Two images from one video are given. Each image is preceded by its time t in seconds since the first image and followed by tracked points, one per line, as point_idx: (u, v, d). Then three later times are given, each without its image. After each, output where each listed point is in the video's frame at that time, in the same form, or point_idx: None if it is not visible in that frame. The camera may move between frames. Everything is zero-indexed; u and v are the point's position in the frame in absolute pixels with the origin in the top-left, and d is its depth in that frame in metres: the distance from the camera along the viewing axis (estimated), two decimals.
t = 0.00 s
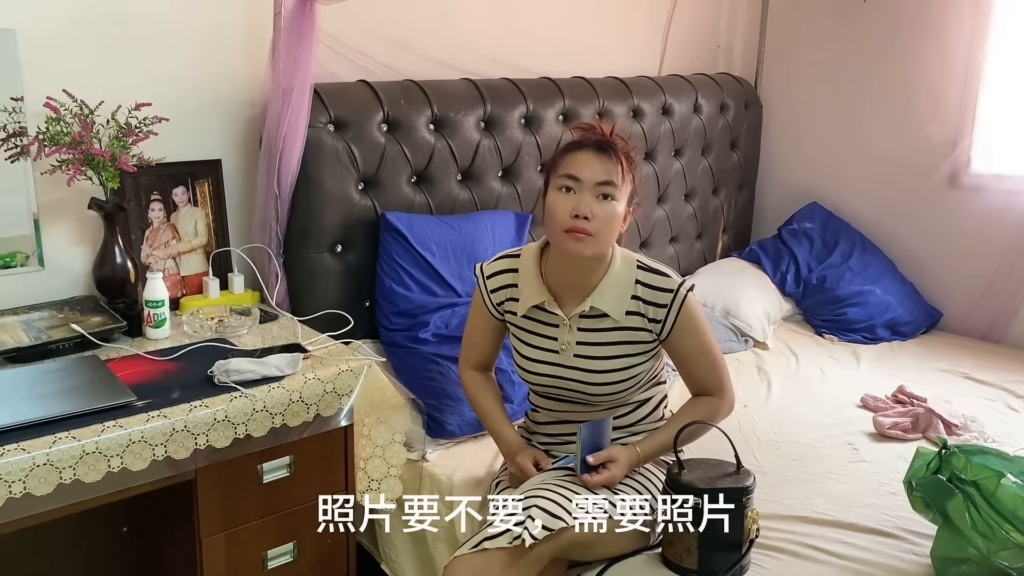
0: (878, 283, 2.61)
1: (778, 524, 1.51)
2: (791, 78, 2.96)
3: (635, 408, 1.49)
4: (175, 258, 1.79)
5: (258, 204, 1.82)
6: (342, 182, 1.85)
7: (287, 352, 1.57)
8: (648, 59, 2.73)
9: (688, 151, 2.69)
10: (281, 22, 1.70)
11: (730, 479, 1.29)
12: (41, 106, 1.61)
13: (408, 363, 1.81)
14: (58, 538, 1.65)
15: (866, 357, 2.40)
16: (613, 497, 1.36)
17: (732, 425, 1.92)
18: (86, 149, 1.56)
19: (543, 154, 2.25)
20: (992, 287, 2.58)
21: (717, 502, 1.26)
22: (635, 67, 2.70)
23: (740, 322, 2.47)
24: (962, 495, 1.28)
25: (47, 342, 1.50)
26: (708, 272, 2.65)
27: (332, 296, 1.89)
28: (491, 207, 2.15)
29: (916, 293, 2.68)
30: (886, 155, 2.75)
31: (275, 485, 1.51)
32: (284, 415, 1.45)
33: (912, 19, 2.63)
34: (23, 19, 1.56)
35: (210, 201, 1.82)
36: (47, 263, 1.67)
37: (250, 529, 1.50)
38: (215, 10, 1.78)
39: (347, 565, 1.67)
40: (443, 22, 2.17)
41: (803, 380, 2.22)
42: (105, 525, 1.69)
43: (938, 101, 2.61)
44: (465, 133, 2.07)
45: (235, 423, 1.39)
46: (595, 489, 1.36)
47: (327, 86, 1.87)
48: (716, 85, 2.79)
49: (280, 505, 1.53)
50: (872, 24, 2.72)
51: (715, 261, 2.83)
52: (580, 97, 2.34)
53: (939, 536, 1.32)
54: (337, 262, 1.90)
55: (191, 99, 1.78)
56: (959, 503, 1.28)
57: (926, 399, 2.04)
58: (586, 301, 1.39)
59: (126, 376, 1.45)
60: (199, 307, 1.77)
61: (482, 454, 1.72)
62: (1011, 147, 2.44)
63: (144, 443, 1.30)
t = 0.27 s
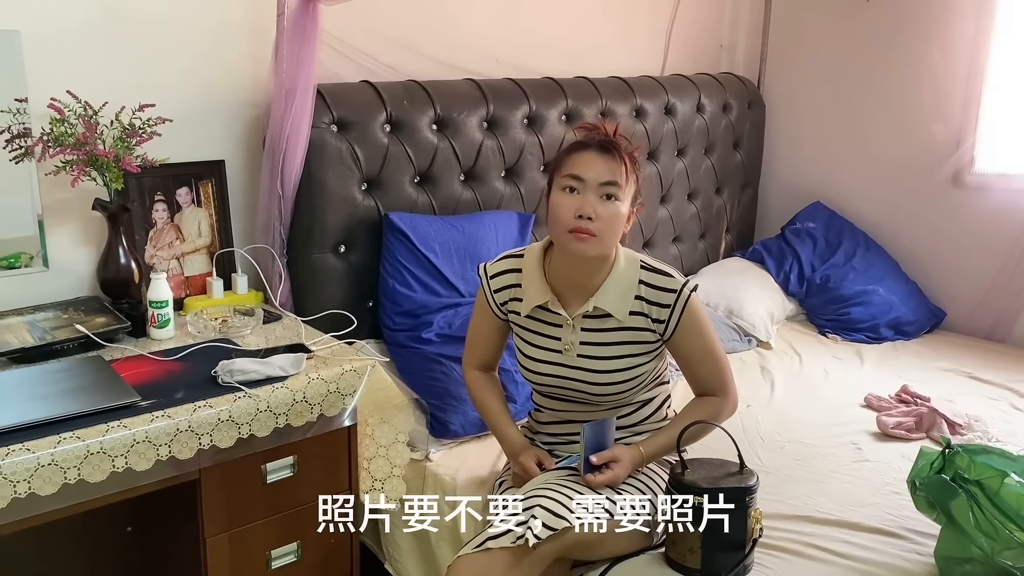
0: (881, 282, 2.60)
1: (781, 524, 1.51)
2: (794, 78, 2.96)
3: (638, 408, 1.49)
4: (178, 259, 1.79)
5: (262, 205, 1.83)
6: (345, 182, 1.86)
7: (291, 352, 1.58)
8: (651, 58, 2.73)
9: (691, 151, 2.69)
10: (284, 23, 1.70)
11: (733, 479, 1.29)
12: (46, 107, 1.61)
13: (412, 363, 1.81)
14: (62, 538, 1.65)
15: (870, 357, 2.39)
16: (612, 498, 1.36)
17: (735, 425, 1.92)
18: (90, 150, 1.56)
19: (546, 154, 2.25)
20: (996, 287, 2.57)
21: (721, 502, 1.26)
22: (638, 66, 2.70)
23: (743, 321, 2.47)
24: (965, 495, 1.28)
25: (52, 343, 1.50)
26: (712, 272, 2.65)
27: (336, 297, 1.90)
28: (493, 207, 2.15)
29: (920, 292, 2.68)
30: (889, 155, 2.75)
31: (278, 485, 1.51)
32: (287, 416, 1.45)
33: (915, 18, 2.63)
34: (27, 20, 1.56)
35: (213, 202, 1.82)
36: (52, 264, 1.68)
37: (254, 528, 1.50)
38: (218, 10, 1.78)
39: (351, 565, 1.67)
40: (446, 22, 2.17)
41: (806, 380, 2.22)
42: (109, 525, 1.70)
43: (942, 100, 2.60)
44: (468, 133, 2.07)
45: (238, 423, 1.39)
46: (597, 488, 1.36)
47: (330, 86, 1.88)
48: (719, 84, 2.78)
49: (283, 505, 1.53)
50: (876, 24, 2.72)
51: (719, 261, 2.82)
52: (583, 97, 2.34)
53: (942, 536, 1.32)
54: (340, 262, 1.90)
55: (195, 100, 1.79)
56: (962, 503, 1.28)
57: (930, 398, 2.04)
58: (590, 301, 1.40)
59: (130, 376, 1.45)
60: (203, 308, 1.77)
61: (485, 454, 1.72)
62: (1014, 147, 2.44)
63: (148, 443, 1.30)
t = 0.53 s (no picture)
0: (885, 282, 2.60)
1: (785, 523, 1.51)
2: (797, 78, 2.95)
3: (642, 408, 1.49)
4: (183, 260, 1.80)
5: (266, 205, 1.83)
6: (349, 183, 1.86)
7: (295, 352, 1.58)
8: (654, 58, 2.73)
9: (695, 151, 2.69)
10: (288, 24, 1.71)
11: (737, 478, 1.29)
12: (51, 109, 1.62)
13: (416, 364, 1.81)
14: (67, 538, 1.66)
15: (874, 356, 2.39)
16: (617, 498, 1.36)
17: (739, 425, 1.92)
18: (94, 151, 1.56)
19: (549, 154, 2.25)
20: (1001, 286, 2.57)
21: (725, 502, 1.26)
22: (641, 67, 2.70)
23: (747, 321, 2.47)
24: (969, 494, 1.28)
25: (57, 343, 1.51)
26: (715, 272, 2.65)
27: (340, 297, 1.90)
28: (497, 208, 2.16)
29: (924, 292, 2.67)
30: (893, 154, 2.74)
31: (283, 485, 1.51)
32: (292, 416, 1.46)
33: (918, 18, 2.62)
34: (32, 23, 1.57)
35: (218, 203, 1.83)
36: (57, 265, 1.68)
37: (259, 528, 1.50)
38: (221, 12, 1.79)
39: (355, 564, 1.68)
40: (449, 23, 2.17)
41: (810, 380, 2.21)
42: (114, 525, 1.70)
43: (945, 99, 2.60)
44: (472, 134, 2.07)
45: (243, 423, 1.40)
46: (601, 488, 1.37)
47: (333, 87, 1.88)
48: (722, 84, 2.78)
49: (288, 505, 1.53)
50: (879, 23, 2.71)
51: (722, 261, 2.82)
52: (586, 97, 2.35)
53: (947, 535, 1.32)
54: (344, 263, 1.90)
55: (199, 101, 1.79)
56: (967, 503, 1.28)
57: (934, 398, 2.03)
58: (594, 300, 1.40)
59: (135, 377, 1.46)
60: (207, 309, 1.77)
61: (489, 454, 1.72)
62: (1019, 146, 2.44)
63: (153, 444, 1.30)
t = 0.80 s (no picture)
0: (890, 282, 2.60)
1: (789, 525, 1.50)
2: (801, 78, 2.95)
3: (645, 410, 1.48)
4: (186, 262, 1.80)
5: (269, 208, 1.83)
6: (352, 185, 1.86)
7: (298, 354, 1.58)
8: (657, 59, 2.73)
9: (698, 151, 2.68)
10: (291, 26, 1.72)
11: (740, 480, 1.29)
12: (54, 112, 1.62)
13: (419, 365, 1.81)
14: (72, 539, 1.66)
15: (878, 357, 2.38)
16: (617, 500, 1.36)
17: (743, 425, 1.92)
18: (98, 154, 1.57)
19: (552, 155, 2.25)
20: (1006, 286, 2.56)
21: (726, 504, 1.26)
22: (644, 67, 2.70)
23: (751, 322, 2.46)
24: (974, 496, 1.28)
25: (61, 346, 1.51)
26: (719, 273, 2.65)
27: (343, 299, 1.90)
28: (500, 209, 2.16)
29: (928, 292, 2.67)
30: (897, 154, 2.74)
31: (287, 487, 1.52)
32: (295, 418, 1.46)
33: (922, 17, 2.62)
34: (36, 26, 1.57)
35: (221, 205, 1.83)
36: (61, 267, 1.69)
37: (262, 530, 1.50)
38: (223, 14, 1.79)
39: (359, 566, 1.68)
40: (452, 24, 2.17)
41: (814, 380, 2.21)
42: (118, 526, 1.70)
43: (949, 99, 2.60)
44: (474, 135, 2.07)
45: (246, 426, 1.40)
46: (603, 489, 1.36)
47: (336, 89, 1.88)
48: (725, 84, 2.78)
49: (292, 506, 1.53)
50: (883, 22, 2.71)
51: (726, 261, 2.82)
52: (589, 98, 2.35)
53: (951, 537, 1.32)
54: (347, 265, 1.90)
55: (202, 104, 1.79)
56: (971, 504, 1.28)
57: (939, 398, 2.03)
58: (596, 302, 1.40)
59: (138, 379, 1.46)
60: (211, 310, 1.77)
61: (493, 455, 1.72)
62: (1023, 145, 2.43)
63: (156, 446, 1.31)
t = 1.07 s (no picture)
0: (894, 281, 2.59)
1: (793, 526, 1.50)
2: (804, 76, 2.94)
3: (647, 410, 1.48)
4: (189, 263, 1.80)
5: (271, 208, 1.83)
6: (354, 186, 1.86)
7: (300, 355, 1.58)
8: (660, 58, 2.72)
9: (701, 150, 2.67)
10: (292, 26, 1.71)
11: (743, 480, 1.28)
12: (56, 113, 1.62)
13: (421, 366, 1.81)
14: (75, 540, 1.66)
15: (883, 356, 2.37)
16: (621, 500, 1.35)
17: (746, 426, 1.91)
18: (100, 155, 1.57)
19: (555, 155, 2.24)
20: (1011, 286, 2.55)
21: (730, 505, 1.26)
22: (647, 67, 2.69)
23: (755, 322, 2.45)
24: (979, 497, 1.27)
25: (64, 347, 1.51)
26: (723, 273, 2.64)
27: (346, 300, 1.90)
28: (503, 209, 2.15)
29: (933, 291, 2.66)
30: (902, 154, 2.73)
31: (288, 488, 1.51)
32: (297, 419, 1.46)
33: (926, 16, 2.61)
34: (38, 27, 1.57)
35: (223, 206, 1.83)
36: (63, 268, 1.69)
37: (264, 531, 1.50)
38: (225, 15, 1.78)
39: (362, 566, 1.67)
40: (454, 24, 2.17)
41: (818, 380, 2.20)
42: (121, 527, 1.71)
43: (954, 97, 2.59)
44: (477, 135, 2.07)
45: (248, 427, 1.40)
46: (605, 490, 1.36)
47: (338, 89, 1.88)
48: (729, 83, 2.77)
49: (294, 508, 1.53)
50: (887, 21, 2.70)
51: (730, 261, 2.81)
52: (592, 98, 2.34)
53: (956, 538, 1.31)
54: (349, 265, 1.90)
55: (204, 105, 1.79)
56: (975, 505, 1.27)
57: (944, 398, 2.02)
58: (598, 302, 1.39)
59: (140, 380, 1.46)
60: (213, 311, 1.77)
61: (495, 456, 1.72)
62: None
63: (158, 447, 1.30)
